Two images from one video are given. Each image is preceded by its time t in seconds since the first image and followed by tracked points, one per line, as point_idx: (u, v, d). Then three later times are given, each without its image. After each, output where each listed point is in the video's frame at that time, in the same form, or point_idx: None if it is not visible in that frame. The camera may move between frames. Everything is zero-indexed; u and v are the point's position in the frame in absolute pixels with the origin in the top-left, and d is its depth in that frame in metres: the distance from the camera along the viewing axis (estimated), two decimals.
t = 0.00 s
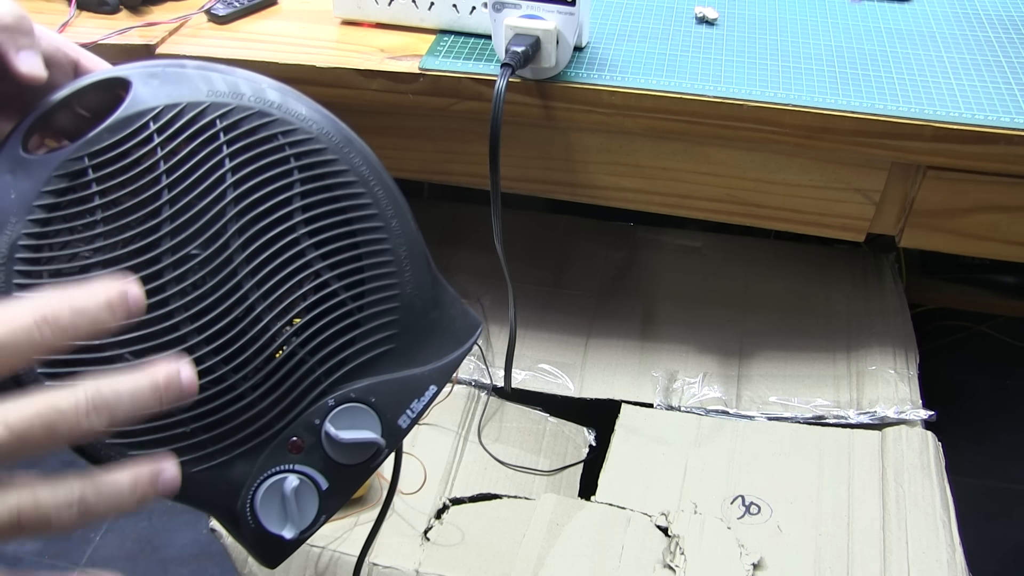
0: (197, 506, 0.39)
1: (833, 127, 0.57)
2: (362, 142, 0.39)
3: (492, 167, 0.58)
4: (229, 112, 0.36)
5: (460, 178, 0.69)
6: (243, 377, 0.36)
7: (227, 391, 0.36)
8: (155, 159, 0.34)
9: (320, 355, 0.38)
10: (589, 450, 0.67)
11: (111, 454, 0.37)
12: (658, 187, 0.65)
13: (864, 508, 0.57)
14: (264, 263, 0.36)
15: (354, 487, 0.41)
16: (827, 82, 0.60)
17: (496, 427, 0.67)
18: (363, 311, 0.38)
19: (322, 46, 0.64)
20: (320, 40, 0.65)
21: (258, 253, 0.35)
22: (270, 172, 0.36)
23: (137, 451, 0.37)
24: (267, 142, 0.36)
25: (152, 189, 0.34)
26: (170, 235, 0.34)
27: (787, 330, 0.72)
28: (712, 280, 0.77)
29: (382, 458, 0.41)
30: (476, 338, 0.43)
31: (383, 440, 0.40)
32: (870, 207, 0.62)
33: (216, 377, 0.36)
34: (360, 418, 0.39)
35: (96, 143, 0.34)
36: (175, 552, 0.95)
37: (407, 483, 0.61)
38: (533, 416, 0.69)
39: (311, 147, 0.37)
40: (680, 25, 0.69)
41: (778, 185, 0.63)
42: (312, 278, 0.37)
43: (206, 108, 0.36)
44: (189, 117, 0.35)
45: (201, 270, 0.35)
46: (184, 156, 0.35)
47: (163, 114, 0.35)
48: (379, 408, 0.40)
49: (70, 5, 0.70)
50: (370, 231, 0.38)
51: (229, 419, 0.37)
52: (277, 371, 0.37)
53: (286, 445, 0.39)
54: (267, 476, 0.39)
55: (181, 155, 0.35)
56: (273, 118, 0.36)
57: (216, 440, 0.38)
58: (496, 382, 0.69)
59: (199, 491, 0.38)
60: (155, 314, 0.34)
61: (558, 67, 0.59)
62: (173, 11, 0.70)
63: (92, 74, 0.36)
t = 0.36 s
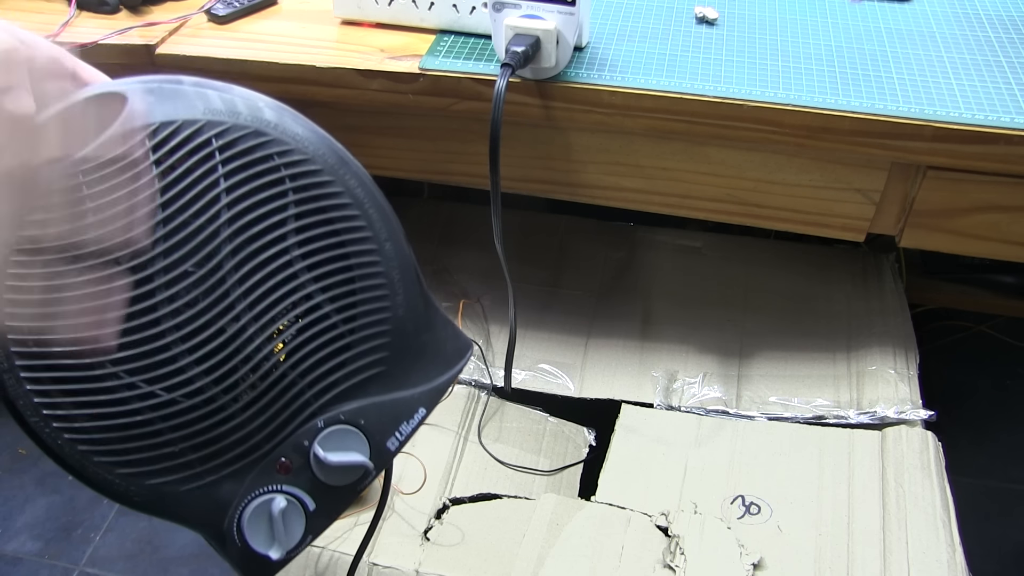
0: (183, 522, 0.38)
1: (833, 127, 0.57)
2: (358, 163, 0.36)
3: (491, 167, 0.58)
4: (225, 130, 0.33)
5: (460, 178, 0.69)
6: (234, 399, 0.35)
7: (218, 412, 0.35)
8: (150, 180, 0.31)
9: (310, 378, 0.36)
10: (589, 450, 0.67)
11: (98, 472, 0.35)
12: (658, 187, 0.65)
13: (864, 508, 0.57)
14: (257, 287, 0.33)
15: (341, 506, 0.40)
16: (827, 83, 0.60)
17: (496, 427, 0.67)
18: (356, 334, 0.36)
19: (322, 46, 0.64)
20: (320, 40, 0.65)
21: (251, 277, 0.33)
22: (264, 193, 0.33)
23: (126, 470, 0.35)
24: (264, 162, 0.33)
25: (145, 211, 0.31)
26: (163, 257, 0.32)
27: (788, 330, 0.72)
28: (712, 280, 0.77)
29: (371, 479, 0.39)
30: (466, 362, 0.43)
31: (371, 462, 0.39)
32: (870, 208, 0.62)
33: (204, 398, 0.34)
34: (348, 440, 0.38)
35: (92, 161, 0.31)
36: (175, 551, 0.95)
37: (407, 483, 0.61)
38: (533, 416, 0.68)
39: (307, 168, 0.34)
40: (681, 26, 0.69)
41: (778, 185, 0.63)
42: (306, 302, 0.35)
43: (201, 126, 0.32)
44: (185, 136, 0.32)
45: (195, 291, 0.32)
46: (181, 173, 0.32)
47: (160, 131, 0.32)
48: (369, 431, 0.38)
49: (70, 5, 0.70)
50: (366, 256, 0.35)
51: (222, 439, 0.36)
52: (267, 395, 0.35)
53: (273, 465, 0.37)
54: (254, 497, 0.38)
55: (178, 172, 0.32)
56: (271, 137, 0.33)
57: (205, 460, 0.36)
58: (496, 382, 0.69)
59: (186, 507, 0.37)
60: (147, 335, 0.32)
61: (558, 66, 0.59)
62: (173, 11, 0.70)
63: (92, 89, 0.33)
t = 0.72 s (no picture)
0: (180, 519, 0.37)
1: (833, 127, 0.57)
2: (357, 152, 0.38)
3: (492, 167, 0.58)
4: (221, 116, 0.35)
5: (460, 179, 0.69)
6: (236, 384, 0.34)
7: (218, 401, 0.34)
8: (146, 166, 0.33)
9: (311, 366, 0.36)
10: (589, 450, 0.67)
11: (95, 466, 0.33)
12: (658, 187, 0.65)
13: (864, 507, 0.57)
14: (254, 265, 0.34)
15: (340, 498, 0.40)
16: (827, 83, 0.60)
17: (496, 427, 0.67)
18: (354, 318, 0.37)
19: (322, 45, 0.64)
20: (320, 40, 0.65)
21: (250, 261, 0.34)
22: (263, 180, 0.35)
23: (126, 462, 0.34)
24: (260, 146, 0.35)
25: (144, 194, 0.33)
26: (162, 241, 0.33)
27: (787, 330, 0.72)
28: (712, 280, 0.78)
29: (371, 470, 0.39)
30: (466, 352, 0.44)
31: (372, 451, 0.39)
32: (870, 207, 0.62)
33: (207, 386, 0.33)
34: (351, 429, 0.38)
35: (88, 146, 0.33)
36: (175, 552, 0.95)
37: (407, 483, 0.61)
38: (533, 416, 0.68)
39: (305, 155, 0.36)
40: (681, 26, 0.69)
41: (778, 185, 0.63)
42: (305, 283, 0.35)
43: (199, 114, 0.34)
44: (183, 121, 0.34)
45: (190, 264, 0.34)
46: (172, 166, 0.34)
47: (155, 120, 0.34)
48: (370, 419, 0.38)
49: (70, 5, 0.70)
50: (366, 241, 0.37)
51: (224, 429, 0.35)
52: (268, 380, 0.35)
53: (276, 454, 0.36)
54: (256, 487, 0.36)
55: (173, 162, 0.34)
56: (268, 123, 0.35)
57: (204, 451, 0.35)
58: (496, 382, 0.69)
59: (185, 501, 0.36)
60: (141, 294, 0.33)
61: (557, 67, 0.59)
62: (173, 11, 0.70)
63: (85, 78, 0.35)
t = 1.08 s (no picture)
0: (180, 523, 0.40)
1: (833, 127, 0.57)
2: (359, 171, 0.41)
3: (492, 167, 0.58)
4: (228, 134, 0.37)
5: (460, 178, 0.69)
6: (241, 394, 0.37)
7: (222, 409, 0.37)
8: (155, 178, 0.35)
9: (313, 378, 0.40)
10: (589, 450, 0.67)
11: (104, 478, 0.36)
12: (658, 187, 0.65)
13: (864, 508, 0.57)
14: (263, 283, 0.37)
15: (335, 506, 0.44)
16: (827, 83, 0.60)
17: (496, 427, 0.67)
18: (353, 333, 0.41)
19: (322, 46, 0.64)
20: (320, 40, 0.65)
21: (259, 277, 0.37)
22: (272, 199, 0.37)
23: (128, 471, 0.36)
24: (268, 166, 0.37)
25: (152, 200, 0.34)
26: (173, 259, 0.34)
27: (787, 330, 0.72)
28: (711, 280, 0.78)
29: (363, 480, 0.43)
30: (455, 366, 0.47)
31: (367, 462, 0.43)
32: (870, 207, 0.62)
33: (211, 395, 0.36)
34: (348, 441, 0.42)
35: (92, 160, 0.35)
36: (175, 552, 0.95)
37: (408, 483, 0.61)
38: (533, 416, 0.68)
39: (310, 176, 0.38)
40: (681, 26, 0.69)
41: (778, 185, 0.63)
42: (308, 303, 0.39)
43: (207, 130, 0.36)
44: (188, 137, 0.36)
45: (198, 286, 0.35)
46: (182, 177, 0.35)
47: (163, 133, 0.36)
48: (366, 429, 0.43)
49: (70, 5, 0.70)
50: (365, 262, 0.40)
51: (227, 438, 0.37)
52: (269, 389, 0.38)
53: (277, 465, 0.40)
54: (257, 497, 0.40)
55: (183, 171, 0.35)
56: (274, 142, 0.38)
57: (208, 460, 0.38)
58: (496, 382, 0.69)
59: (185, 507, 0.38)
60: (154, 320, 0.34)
61: (558, 66, 0.59)
62: (173, 10, 0.70)
63: (91, 87, 0.36)
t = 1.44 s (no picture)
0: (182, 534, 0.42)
1: (833, 127, 0.57)
2: (364, 176, 0.40)
3: (492, 167, 0.58)
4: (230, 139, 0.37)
5: (460, 178, 0.69)
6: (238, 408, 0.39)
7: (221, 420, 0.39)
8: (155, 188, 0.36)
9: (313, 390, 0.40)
10: (589, 450, 0.67)
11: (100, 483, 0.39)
12: (658, 187, 0.65)
13: (864, 508, 0.57)
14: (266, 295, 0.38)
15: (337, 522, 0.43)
16: (827, 83, 0.60)
17: (496, 428, 0.67)
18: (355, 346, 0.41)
19: (322, 46, 0.64)
20: (320, 40, 0.65)
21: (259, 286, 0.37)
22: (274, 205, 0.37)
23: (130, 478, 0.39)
24: (271, 172, 0.37)
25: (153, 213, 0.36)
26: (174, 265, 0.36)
27: (787, 330, 0.72)
28: (711, 280, 0.78)
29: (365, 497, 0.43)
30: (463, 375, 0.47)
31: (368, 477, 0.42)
32: (870, 207, 0.62)
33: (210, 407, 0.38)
34: (348, 454, 0.42)
35: (89, 165, 0.35)
36: (175, 552, 0.95)
37: (408, 483, 0.61)
38: (533, 416, 0.68)
39: (314, 183, 0.38)
40: (681, 26, 0.69)
41: (778, 185, 0.63)
42: (309, 315, 0.39)
43: (208, 134, 0.37)
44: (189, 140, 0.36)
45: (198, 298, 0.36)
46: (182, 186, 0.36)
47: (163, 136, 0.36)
48: (367, 444, 0.42)
49: (70, 5, 0.70)
50: (368, 271, 0.40)
51: (224, 453, 0.39)
52: (270, 399, 0.39)
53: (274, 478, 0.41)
54: (252, 511, 0.41)
55: (185, 177, 0.36)
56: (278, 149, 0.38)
57: (206, 469, 0.40)
58: (496, 382, 0.69)
59: (186, 518, 0.41)
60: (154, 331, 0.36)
61: (558, 66, 0.59)
62: (172, 10, 0.70)
63: (91, 89, 0.36)
